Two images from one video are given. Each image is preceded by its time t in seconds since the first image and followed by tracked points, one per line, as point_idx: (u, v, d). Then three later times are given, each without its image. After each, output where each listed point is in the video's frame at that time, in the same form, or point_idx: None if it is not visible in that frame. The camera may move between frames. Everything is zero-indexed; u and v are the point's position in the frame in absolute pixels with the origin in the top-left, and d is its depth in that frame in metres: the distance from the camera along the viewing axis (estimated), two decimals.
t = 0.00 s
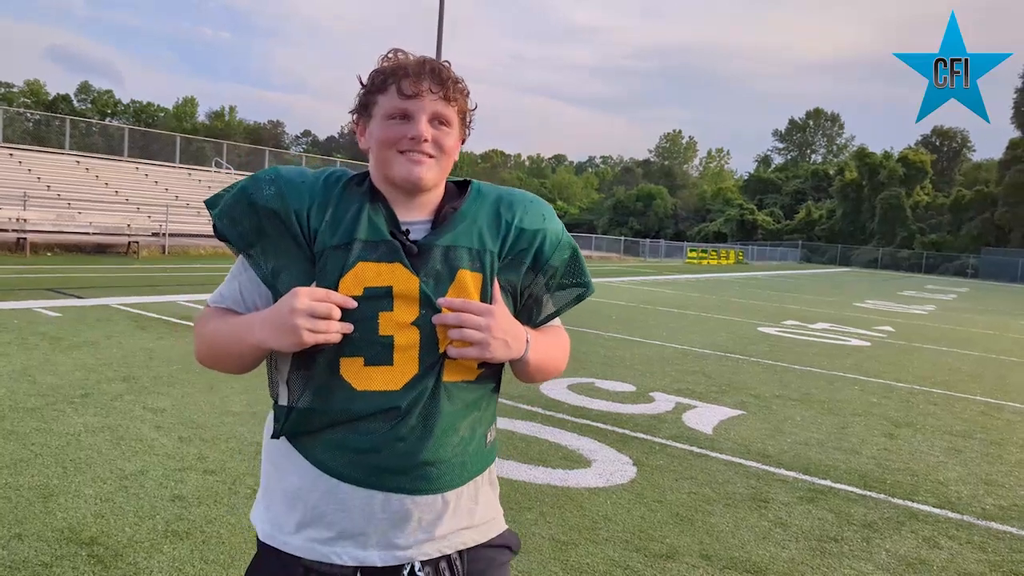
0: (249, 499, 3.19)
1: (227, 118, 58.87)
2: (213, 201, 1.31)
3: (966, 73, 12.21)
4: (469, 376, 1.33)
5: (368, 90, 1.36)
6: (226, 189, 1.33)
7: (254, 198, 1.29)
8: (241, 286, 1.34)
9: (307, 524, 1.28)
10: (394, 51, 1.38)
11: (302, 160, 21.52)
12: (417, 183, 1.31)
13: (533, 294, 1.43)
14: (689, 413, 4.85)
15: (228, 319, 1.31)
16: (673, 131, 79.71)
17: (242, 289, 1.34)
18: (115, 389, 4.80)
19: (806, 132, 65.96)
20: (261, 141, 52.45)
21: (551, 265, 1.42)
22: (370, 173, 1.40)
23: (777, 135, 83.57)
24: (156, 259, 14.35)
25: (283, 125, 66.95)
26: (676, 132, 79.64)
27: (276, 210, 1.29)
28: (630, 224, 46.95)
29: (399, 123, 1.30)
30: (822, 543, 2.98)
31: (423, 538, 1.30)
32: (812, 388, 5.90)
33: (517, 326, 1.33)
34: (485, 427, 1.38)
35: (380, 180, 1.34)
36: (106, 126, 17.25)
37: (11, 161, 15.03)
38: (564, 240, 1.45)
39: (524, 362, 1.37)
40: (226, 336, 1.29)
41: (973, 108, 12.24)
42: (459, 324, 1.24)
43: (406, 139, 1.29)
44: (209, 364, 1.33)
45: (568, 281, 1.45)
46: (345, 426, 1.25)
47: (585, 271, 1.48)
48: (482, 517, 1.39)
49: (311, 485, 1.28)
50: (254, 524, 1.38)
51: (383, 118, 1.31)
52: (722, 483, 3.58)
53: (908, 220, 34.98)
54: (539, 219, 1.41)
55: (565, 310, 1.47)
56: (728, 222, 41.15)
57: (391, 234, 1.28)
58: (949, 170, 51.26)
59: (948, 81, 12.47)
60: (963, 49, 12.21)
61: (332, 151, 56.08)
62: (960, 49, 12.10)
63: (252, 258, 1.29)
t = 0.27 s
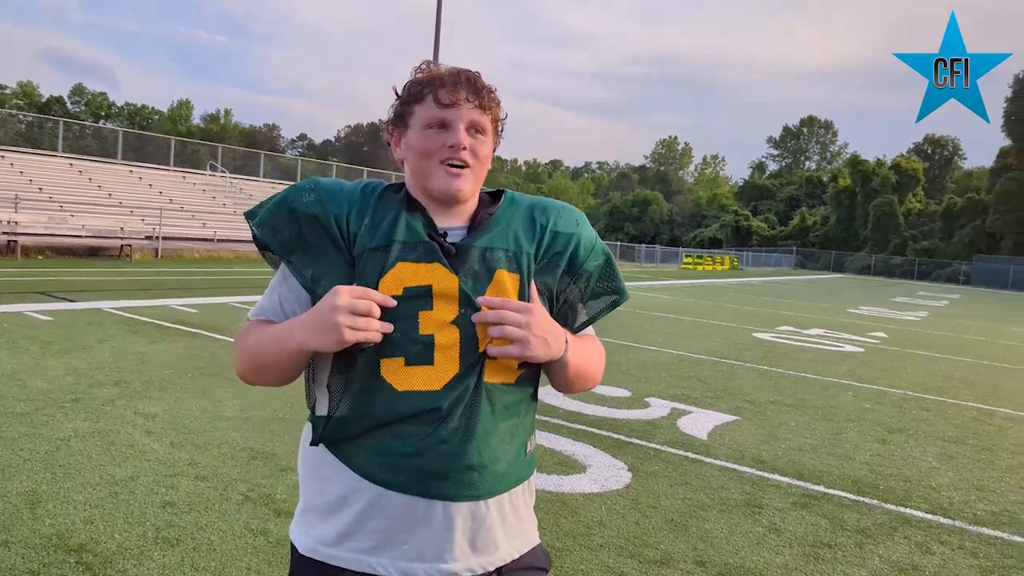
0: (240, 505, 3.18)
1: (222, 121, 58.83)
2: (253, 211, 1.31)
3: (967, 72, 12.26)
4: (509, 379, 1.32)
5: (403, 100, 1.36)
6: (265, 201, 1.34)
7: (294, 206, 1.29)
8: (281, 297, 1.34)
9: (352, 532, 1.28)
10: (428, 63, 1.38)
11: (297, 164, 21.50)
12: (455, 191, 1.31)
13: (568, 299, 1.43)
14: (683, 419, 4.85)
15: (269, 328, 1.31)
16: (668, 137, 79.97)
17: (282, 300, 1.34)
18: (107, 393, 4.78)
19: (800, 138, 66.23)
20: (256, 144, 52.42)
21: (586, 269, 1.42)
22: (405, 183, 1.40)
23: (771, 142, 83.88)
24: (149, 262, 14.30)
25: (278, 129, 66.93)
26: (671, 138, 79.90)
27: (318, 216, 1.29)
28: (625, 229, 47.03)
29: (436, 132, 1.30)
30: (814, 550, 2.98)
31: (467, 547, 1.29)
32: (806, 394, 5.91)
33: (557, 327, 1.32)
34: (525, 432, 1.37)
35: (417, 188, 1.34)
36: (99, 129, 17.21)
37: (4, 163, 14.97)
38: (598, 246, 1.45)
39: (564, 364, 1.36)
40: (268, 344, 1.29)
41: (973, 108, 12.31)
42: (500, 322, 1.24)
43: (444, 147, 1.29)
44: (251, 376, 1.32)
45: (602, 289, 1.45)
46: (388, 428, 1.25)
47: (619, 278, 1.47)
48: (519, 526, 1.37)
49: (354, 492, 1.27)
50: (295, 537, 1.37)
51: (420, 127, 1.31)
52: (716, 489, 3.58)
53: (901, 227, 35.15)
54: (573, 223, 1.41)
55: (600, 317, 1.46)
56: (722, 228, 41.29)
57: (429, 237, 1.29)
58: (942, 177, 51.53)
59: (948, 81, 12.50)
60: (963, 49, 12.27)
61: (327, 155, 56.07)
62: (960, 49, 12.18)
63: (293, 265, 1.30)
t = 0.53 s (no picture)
0: (236, 511, 3.17)
1: (218, 126, 58.82)
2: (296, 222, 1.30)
3: (967, 72, 12.26)
4: (554, 387, 1.31)
5: (443, 114, 1.37)
6: (309, 212, 1.33)
7: (339, 215, 1.28)
8: (325, 308, 1.32)
9: (401, 544, 1.27)
10: (468, 75, 1.40)
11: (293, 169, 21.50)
12: (492, 202, 1.31)
13: (608, 309, 1.43)
14: (680, 424, 4.85)
15: (315, 338, 1.30)
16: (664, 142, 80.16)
17: (326, 311, 1.32)
18: (101, 400, 4.76)
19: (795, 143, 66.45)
20: (252, 149, 52.39)
21: (626, 278, 1.42)
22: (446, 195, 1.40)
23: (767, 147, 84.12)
24: (143, 267, 14.26)
25: (275, 134, 66.96)
26: (667, 143, 80.09)
27: (363, 225, 1.28)
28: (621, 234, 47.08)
29: (474, 142, 1.31)
30: (811, 554, 2.98)
31: (517, 557, 1.28)
32: (802, 398, 5.92)
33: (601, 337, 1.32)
34: (570, 441, 1.37)
35: (457, 199, 1.35)
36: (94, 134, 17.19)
37: None
38: (637, 255, 1.45)
39: (608, 373, 1.36)
40: (313, 355, 1.26)
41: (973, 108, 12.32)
42: (547, 329, 1.23)
43: (482, 157, 1.29)
44: (295, 389, 1.30)
45: (642, 300, 1.45)
46: (437, 438, 1.24)
47: (659, 288, 1.47)
48: (566, 535, 1.36)
49: (402, 503, 1.27)
50: (340, 549, 1.36)
51: (459, 138, 1.32)
52: (712, 494, 3.58)
53: (896, 231, 35.27)
54: (613, 232, 1.41)
55: (640, 327, 1.46)
56: (718, 232, 41.38)
57: (474, 245, 1.28)
58: (937, 182, 51.72)
59: (948, 81, 12.48)
60: (962, 49, 12.26)
61: (323, 160, 56.02)
62: (960, 49, 12.16)
63: (338, 274, 1.28)
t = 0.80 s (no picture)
0: (229, 516, 3.16)
1: (208, 129, 58.62)
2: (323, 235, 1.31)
3: (966, 73, 12.21)
4: (585, 393, 1.31)
5: (466, 121, 1.38)
6: (336, 225, 1.34)
7: (367, 226, 1.29)
8: (355, 320, 1.33)
9: (441, 552, 1.28)
10: (490, 82, 1.41)
11: (285, 173, 21.45)
12: (517, 206, 1.31)
13: (636, 313, 1.42)
14: (674, 424, 4.87)
15: (345, 352, 1.30)
16: (656, 144, 80.31)
17: (356, 323, 1.33)
18: (92, 405, 4.74)
19: (786, 144, 66.69)
20: (243, 153, 52.24)
21: (654, 281, 1.41)
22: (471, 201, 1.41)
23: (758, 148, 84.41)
24: (134, 272, 14.20)
25: (266, 138, 66.81)
26: (659, 144, 80.23)
27: (391, 235, 1.28)
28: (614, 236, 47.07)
29: (497, 149, 1.31)
30: (803, 552, 3.00)
31: (556, 562, 1.28)
32: (794, 398, 5.94)
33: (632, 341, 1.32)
34: (604, 446, 1.36)
35: (482, 205, 1.35)
36: (84, 138, 17.12)
37: None
38: (664, 257, 1.44)
39: (640, 376, 1.35)
40: (346, 368, 1.27)
41: (974, 107, 12.38)
42: (578, 334, 1.23)
43: (506, 163, 1.30)
44: (329, 401, 1.31)
45: (671, 302, 1.45)
46: (472, 445, 1.25)
47: (686, 290, 1.47)
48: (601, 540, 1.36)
49: (439, 511, 1.28)
50: (376, 561, 1.37)
51: (483, 145, 1.33)
52: (705, 493, 3.59)
53: (887, 231, 35.42)
54: (639, 235, 1.41)
55: (668, 328, 1.46)
56: (711, 233, 41.48)
57: (501, 252, 1.29)
58: (927, 182, 51.97)
59: (947, 81, 12.42)
60: (962, 49, 12.22)
61: (315, 163, 55.95)
62: (960, 49, 12.10)
63: (367, 285, 1.28)
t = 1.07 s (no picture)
0: (218, 519, 3.14)
1: (194, 131, 58.26)
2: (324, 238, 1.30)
3: (966, 73, 12.55)
4: (589, 392, 1.30)
5: (463, 120, 1.37)
6: (336, 228, 1.33)
7: (366, 229, 1.28)
8: (358, 321, 1.32)
9: (447, 553, 1.27)
10: (486, 79, 1.39)
11: (272, 174, 21.35)
12: (516, 205, 1.30)
13: (639, 308, 1.41)
14: (665, 419, 4.88)
15: (349, 354, 1.30)
16: (643, 140, 80.49)
17: (359, 324, 1.32)
18: (79, 410, 4.70)
19: (773, 140, 67.00)
20: (229, 154, 51.96)
21: (657, 277, 1.40)
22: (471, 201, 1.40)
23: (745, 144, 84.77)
24: (121, 275, 14.09)
25: (253, 138, 66.49)
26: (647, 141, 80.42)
27: (390, 238, 1.28)
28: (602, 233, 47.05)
29: (494, 148, 1.30)
30: (792, 544, 3.01)
31: (562, 561, 1.27)
32: (783, 391, 5.97)
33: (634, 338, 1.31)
34: (608, 445, 1.35)
35: (482, 204, 1.34)
36: (68, 141, 16.97)
37: None
38: (667, 252, 1.43)
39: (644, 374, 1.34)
40: (349, 371, 1.27)
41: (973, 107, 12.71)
42: (580, 334, 1.22)
43: (503, 162, 1.29)
44: (333, 404, 1.30)
45: (675, 296, 1.43)
46: (476, 446, 1.24)
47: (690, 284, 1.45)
48: (607, 538, 1.35)
49: (444, 512, 1.27)
50: (383, 561, 1.36)
51: (480, 144, 1.32)
52: (695, 488, 3.60)
53: (873, 225, 35.66)
54: (642, 230, 1.40)
55: (672, 324, 1.44)
56: (699, 229, 41.65)
57: (502, 252, 1.28)
58: (913, 176, 52.34)
59: (948, 81, 12.77)
60: (962, 49, 12.51)
61: (302, 164, 55.74)
62: (960, 49, 12.37)
63: (367, 289, 1.28)
